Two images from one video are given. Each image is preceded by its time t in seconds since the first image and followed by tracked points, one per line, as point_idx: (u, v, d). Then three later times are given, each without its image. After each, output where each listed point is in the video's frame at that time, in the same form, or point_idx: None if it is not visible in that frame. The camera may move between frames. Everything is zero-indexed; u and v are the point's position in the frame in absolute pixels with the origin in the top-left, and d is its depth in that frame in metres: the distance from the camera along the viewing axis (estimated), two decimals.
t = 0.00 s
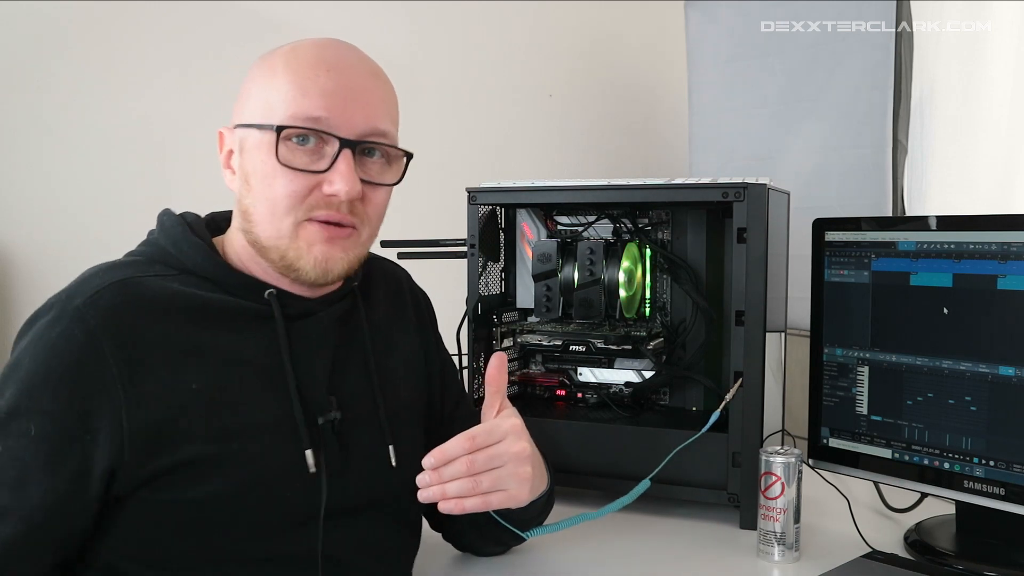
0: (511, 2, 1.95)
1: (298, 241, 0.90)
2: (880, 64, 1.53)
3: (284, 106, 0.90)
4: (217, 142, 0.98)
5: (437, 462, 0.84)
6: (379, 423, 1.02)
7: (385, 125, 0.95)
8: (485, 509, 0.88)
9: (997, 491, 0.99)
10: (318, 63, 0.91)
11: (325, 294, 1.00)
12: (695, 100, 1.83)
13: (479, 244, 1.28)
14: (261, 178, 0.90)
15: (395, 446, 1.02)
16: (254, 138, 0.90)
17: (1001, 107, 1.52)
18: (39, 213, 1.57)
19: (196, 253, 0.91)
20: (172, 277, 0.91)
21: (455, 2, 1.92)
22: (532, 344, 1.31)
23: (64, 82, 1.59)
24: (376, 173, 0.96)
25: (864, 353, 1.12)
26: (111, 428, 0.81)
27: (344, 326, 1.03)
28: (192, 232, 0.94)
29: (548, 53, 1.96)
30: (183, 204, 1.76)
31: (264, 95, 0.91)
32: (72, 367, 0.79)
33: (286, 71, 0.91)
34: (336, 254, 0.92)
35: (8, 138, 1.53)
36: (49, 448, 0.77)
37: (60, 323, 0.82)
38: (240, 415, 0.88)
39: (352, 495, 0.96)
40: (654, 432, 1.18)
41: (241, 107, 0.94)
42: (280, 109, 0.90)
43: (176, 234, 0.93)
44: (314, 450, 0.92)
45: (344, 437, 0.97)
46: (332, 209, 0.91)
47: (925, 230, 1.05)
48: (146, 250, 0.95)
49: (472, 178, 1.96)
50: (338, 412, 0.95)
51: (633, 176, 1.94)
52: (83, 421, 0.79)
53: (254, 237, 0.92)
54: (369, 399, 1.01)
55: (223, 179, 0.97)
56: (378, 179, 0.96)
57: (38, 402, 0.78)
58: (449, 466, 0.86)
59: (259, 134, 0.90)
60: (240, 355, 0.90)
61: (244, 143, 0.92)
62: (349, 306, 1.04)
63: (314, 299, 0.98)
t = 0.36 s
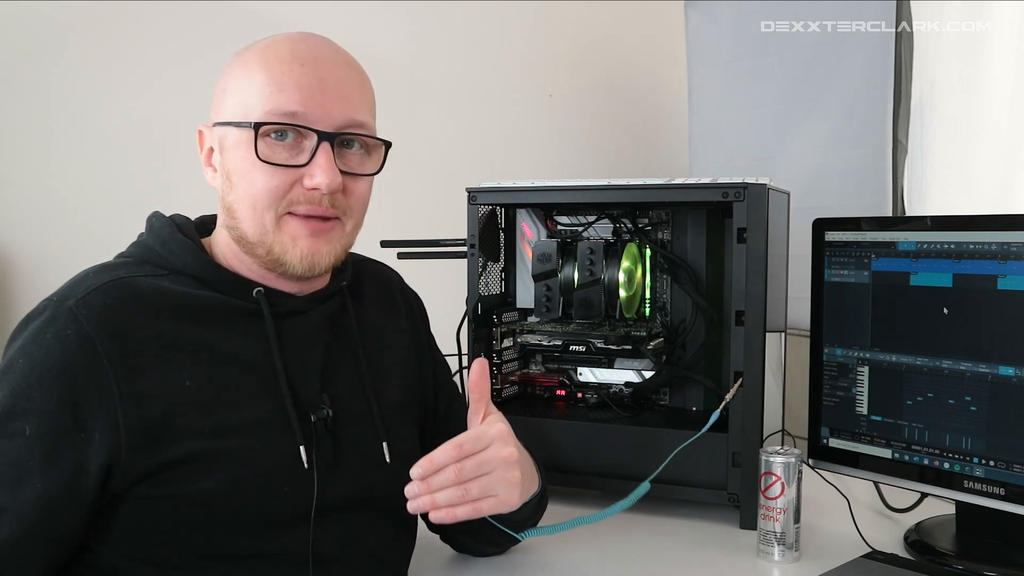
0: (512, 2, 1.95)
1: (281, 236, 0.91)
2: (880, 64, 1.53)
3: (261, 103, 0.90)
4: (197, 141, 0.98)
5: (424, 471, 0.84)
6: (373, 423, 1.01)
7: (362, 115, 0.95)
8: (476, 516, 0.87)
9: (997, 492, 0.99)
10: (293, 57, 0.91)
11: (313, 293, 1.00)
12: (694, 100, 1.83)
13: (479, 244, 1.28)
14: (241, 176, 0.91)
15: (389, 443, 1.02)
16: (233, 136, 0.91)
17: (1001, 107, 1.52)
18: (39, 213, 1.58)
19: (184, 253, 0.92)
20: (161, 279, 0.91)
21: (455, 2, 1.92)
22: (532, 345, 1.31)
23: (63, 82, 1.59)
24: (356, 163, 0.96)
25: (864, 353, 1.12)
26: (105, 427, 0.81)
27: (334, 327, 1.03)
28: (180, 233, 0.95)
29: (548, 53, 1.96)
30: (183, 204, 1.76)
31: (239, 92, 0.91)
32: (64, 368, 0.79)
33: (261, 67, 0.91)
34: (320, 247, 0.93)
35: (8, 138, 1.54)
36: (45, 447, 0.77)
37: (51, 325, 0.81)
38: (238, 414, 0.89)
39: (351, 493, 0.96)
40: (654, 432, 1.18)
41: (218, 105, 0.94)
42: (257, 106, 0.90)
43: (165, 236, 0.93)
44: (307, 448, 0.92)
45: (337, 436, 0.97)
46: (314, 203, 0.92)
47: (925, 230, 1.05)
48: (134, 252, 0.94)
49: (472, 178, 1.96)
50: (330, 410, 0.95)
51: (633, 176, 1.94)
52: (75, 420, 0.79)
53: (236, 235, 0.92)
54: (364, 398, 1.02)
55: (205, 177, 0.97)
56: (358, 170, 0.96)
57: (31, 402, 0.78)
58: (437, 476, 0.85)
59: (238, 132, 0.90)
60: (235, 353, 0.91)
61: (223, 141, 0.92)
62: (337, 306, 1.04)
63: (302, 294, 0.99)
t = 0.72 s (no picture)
0: (512, 2, 1.95)
1: (310, 234, 0.93)
2: (880, 64, 1.53)
3: (293, 104, 0.91)
4: (201, 136, 0.97)
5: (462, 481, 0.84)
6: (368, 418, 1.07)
7: (385, 120, 0.98)
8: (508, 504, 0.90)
9: (997, 492, 0.99)
10: (324, 61, 0.93)
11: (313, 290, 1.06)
12: (694, 101, 1.83)
13: (479, 244, 1.28)
14: (269, 174, 0.91)
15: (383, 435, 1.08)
16: (258, 135, 0.91)
17: (1001, 107, 1.52)
18: (40, 213, 1.58)
19: (183, 253, 0.95)
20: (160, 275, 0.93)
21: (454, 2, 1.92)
22: (533, 345, 1.27)
23: (64, 82, 1.59)
24: (378, 167, 0.99)
25: (864, 353, 1.12)
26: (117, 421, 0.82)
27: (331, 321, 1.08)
28: (174, 230, 0.97)
29: (548, 53, 1.96)
30: (183, 204, 1.76)
31: (267, 91, 0.91)
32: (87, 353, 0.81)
33: (293, 69, 0.92)
34: (346, 246, 0.95)
35: (8, 138, 1.54)
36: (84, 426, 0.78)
37: (66, 314, 0.82)
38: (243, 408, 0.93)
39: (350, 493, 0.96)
40: (653, 433, 1.18)
41: (237, 99, 0.93)
42: (289, 107, 0.91)
43: (160, 233, 0.95)
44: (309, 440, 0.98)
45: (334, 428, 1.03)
46: (344, 205, 0.94)
47: (925, 230, 1.05)
48: (126, 249, 0.96)
49: (472, 178, 1.96)
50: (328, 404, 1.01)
51: (633, 176, 1.94)
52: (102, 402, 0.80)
53: (260, 232, 0.93)
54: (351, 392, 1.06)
55: (214, 170, 0.96)
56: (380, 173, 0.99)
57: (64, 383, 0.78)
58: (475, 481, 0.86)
59: (267, 131, 0.91)
60: (235, 350, 0.95)
61: (245, 139, 0.92)
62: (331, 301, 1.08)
63: (297, 293, 1.03)
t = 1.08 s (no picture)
0: (511, 2, 1.95)
1: (311, 225, 0.93)
2: (881, 63, 1.52)
3: (288, 94, 0.91)
4: (196, 138, 0.97)
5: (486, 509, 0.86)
6: (375, 416, 1.05)
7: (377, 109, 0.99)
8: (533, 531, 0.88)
9: (997, 492, 0.99)
10: (315, 52, 0.93)
11: (313, 291, 1.04)
12: (694, 101, 1.84)
13: (479, 244, 1.28)
14: (267, 166, 0.91)
15: (388, 432, 1.06)
16: (256, 128, 0.91)
17: (1000, 107, 1.52)
18: (40, 213, 1.59)
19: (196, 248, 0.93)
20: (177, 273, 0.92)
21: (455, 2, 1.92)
22: (532, 344, 1.31)
23: (64, 81, 1.60)
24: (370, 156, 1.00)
25: (864, 353, 1.12)
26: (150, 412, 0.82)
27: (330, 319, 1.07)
28: (180, 225, 0.95)
29: (548, 53, 1.96)
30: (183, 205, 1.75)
31: (261, 84, 0.91)
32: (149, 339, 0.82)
33: (284, 61, 0.92)
34: (346, 234, 0.96)
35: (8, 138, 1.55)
36: (167, 406, 0.80)
37: (115, 302, 0.82)
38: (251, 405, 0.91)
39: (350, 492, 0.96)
40: (654, 432, 1.18)
41: (231, 95, 0.93)
42: (285, 97, 0.91)
43: (169, 230, 0.93)
44: (322, 438, 0.96)
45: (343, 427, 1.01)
46: (343, 193, 0.95)
47: (925, 230, 1.05)
48: (131, 242, 0.93)
49: (472, 178, 1.96)
50: (339, 403, 0.99)
51: (633, 176, 1.94)
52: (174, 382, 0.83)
53: (261, 226, 0.93)
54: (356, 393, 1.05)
55: (211, 168, 0.96)
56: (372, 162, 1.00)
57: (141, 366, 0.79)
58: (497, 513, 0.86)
59: (264, 124, 0.91)
60: (249, 347, 0.93)
61: (242, 133, 0.92)
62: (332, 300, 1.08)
63: (298, 292, 1.02)
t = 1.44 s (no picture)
0: (511, 2, 1.95)
1: (320, 238, 0.94)
2: (880, 64, 1.52)
3: (303, 112, 0.90)
4: (202, 137, 0.96)
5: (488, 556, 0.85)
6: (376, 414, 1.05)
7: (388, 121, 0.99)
8: None
9: (997, 492, 0.99)
10: (332, 68, 0.92)
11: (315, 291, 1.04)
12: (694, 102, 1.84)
13: (479, 244, 1.28)
14: (277, 180, 0.91)
15: (390, 429, 1.06)
16: (268, 140, 0.91)
17: (1001, 108, 1.52)
18: (40, 214, 1.59)
19: (201, 246, 0.92)
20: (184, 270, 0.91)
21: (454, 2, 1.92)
22: (532, 344, 1.32)
23: (65, 81, 1.60)
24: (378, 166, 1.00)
25: (864, 353, 1.12)
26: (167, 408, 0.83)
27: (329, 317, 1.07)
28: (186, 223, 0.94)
29: (548, 53, 1.96)
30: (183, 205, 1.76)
31: (273, 97, 0.91)
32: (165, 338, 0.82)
33: (296, 73, 0.91)
34: (352, 247, 0.98)
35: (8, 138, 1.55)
36: (182, 406, 0.81)
37: (130, 301, 0.81)
38: (257, 403, 0.90)
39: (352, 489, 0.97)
40: (654, 433, 1.18)
41: (242, 103, 0.92)
42: (299, 115, 0.90)
43: (174, 227, 0.92)
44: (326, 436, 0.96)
45: (344, 424, 1.01)
46: (352, 209, 0.96)
47: (925, 230, 1.05)
48: (137, 241, 0.92)
49: (472, 177, 1.96)
50: (342, 401, 0.99)
51: (633, 176, 1.94)
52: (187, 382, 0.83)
53: (270, 236, 0.93)
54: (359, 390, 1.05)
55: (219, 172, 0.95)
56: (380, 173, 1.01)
57: (157, 365, 0.80)
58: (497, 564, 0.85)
59: (277, 138, 0.91)
60: (252, 344, 0.93)
61: (254, 144, 0.91)
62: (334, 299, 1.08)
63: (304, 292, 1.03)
